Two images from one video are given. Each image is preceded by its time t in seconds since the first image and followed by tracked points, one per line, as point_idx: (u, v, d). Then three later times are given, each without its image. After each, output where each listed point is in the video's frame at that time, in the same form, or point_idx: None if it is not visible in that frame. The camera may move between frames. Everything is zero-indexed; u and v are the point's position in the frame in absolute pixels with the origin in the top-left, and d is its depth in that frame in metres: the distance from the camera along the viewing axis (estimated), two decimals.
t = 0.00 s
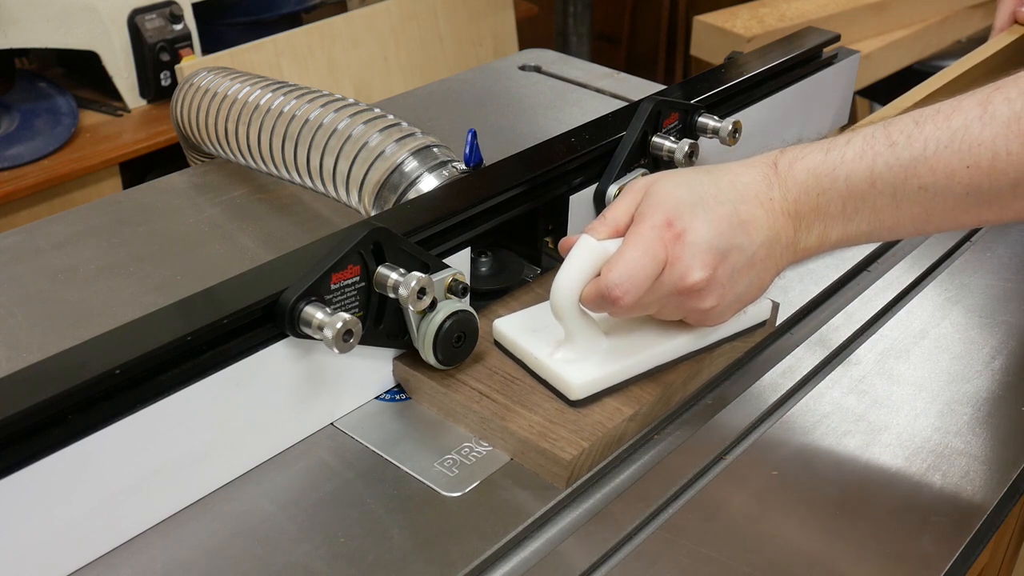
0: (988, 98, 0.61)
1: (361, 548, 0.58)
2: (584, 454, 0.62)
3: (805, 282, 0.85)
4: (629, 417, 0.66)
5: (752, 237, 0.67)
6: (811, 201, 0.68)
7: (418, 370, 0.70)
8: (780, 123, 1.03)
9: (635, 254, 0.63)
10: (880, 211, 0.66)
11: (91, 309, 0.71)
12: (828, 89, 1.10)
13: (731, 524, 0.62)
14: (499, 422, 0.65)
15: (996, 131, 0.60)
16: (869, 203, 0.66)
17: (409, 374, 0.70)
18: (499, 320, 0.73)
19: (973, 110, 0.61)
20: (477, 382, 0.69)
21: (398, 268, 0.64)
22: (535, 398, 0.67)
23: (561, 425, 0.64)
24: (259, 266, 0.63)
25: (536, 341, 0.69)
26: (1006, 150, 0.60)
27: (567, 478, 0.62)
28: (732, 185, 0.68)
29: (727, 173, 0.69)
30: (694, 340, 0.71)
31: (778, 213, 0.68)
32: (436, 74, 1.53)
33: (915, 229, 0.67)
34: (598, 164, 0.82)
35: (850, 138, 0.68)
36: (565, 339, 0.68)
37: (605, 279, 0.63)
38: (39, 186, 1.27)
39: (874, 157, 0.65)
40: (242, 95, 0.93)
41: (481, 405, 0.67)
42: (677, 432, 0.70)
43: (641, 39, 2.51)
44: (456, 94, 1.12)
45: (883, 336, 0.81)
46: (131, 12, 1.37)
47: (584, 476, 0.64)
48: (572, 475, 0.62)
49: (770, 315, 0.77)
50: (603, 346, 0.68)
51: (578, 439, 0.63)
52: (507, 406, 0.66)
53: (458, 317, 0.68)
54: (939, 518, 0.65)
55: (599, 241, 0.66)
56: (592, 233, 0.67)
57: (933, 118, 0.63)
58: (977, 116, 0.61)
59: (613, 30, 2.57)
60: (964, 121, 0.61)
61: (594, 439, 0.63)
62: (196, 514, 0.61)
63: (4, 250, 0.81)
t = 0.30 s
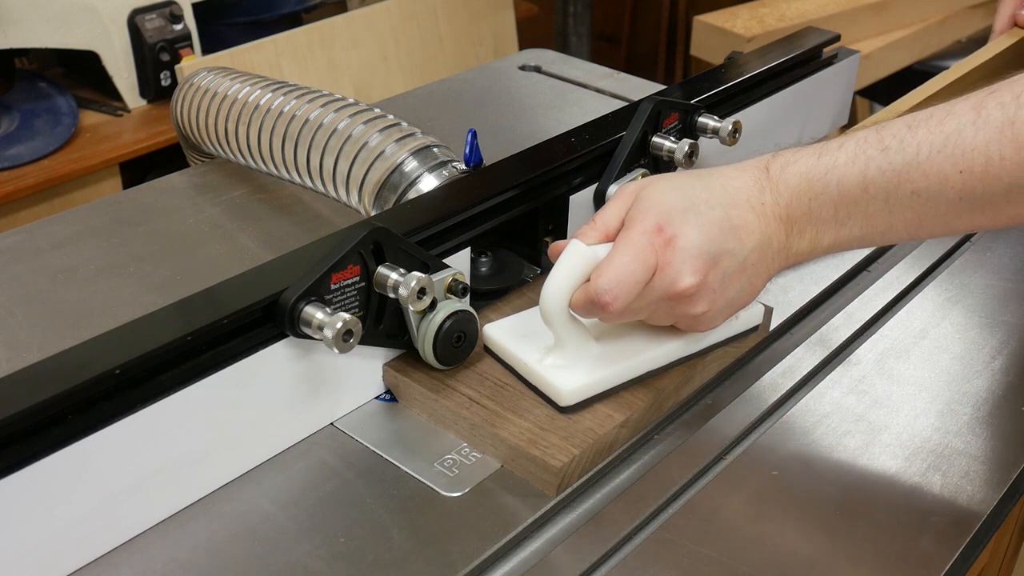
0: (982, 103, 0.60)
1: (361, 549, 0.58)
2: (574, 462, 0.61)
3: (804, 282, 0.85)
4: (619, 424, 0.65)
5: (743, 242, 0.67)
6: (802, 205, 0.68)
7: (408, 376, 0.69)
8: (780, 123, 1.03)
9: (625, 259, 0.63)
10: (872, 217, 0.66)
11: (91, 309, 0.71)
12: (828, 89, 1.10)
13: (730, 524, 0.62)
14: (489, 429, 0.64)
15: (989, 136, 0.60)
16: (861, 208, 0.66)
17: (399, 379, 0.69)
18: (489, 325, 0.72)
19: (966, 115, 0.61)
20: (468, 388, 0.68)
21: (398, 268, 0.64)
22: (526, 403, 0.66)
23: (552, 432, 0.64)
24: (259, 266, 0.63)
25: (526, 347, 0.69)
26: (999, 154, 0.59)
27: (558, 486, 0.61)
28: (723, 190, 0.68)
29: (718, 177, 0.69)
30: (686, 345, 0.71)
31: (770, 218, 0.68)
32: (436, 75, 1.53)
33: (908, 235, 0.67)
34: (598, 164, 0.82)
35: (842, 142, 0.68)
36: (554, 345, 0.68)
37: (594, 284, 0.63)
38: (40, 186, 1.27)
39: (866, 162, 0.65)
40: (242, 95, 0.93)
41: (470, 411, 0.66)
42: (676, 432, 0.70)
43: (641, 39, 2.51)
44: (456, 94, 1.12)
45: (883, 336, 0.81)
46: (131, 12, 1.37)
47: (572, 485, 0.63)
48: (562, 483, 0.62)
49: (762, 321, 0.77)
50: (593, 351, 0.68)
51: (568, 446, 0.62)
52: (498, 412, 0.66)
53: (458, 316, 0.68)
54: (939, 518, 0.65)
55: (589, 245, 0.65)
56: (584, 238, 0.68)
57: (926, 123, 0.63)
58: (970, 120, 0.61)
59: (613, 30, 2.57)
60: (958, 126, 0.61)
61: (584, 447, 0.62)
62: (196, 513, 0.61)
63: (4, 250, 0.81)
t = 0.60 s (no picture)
0: (977, 105, 0.61)
1: (361, 549, 0.58)
2: (568, 466, 0.61)
3: (804, 282, 0.85)
4: (615, 427, 0.65)
5: (737, 245, 0.67)
6: (797, 208, 0.68)
7: (402, 379, 0.69)
8: (780, 123, 1.03)
9: (619, 262, 0.63)
10: (867, 220, 0.66)
11: (91, 309, 0.71)
12: (828, 90, 1.10)
13: (730, 524, 0.62)
14: (483, 433, 0.64)
15: (985, 139, 0.60)
16: (856, 211, 0.66)
17: (393, 381, 0.69)
18: (484, 328, 0.72)
19: (962, 117, 0.61)
20: (463, 392, 0.68)
21: (398, 268, 0.64)
22: (521, 407, 0.66)
23: (547, 435, 0.64)
24: (259, 266, 0.63)
25: (520, 350, 0.68)
26: (995, 157, 0.60)
27: (552, 490, 0.61)
28: (717, 193, 0.68)
29: (712, 180, 0.69)
30: (681, 347, 0.71)
31: (765, 221, 0.68)
32: (436, 75, 1.53)
33: (903, 237, 0.67)
34: (598, 164, 0.82)
35: (837, 144, 0.68)
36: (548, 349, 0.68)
37: (588, 287, 0.62)
38: (40, 186, 1.27)
39: (860, 165, 0.65)
40: (242, 95, 0.93)
41: (465, 415, 0.65)
42: (675, 432, 0.70)
43: (641, 38, 2.51)
44: (456, 93, 1.12)
45: (883, 336, 0.81)
46: (131, 12, 1.37)
47: (568, 488, 0.63)
48: (557, 487, 0.61)
49: (758, 323, 0.77)
50: (587, 354, 0.68)
51: (563, 450, 0.62)
52: (492, 416, 0.65)
53: (457, 316, 0.68)
54: (939, 518, 0.65)
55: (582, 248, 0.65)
56: (578, 241, 0.67)
57: (921, 126, 0.63)
58: (966, 122, 0.61)
59: (613, 30, 2.57)
60: (953, 128, 0.61)
61: (579, 451, 0.62)
62: (196, 513, 0.61)
63: (4, 250, 0.81)
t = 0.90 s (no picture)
0: (977, 107, 0.61)
1: (361, 549, 0.58)
2: (567, 466, 0.61)
3: (804, 282, 0.85)
4: (615, 427, 0.65)
5: (737, 246, 0.67)
6: (797, 208, 0.68)
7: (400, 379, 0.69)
8: (780, 123, 1.03)
9: (618, 262, 0.63)
10: (867, 221, 0.66)
11: (91, 309, 0.71)
12: (828, 90, 1.10)
13: (730, 524, 0.62)
14: (482, 433, 0.64)
15: (985, 141, 0.60)
16: (856, 212, 0.66)
17: (392, 381, 0.69)
18: (484, 329, 0.72)
19: (962, 119, 0.61)
20: (463, 392, 0.68)
21: (398, 268, 0.64)
22: (521, 407, 0.66)
23: (546, 435, 0.64)
24: (259, 266, 0.63)
25: (520, 350, 0.68)
26: (995, 160, 0.60)
27: (552, 490, 0.61)
28: (717, 194, 0.68)
29: (713, 180, 0.69)
30: (680, 347, 0.71)
31: (764, 222, 0.68)
32: (436, 75, 1.53)
33: (902, 238, 0.67)
34: (598, 164, 0.82)
35: (836, 146, 0.68)
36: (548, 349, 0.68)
37: (587, 288, 0.62)
38: (40, 186, 1.27)
39: (861, 166, 0.65)
40: (242, 95, 0.93)
41: (464, 415, 0.65)
42: (675, 432, 0.70)
43: (641, 38, 2.51)
44: (456, 93, 1.12)
45: (883, 336, 0.81)
46: (131, 12, 1.37)
47: (568, 488, 0.63)
48: (556, 487, 0.61)
49: (757, 324, 0.77)
50: (587, 354, 0.67)
51: (562, 450, 0.62)
52: (492, 416, 0.65)
53: (457, 317, 0.68)
54: (939, 518, 0.65)
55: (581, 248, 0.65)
56: (577, 241, 0.67)
57: (921, 128, 0.63)
58: (966, 124, 0.61)
59: (613, 30, 2.57)
60: (953, 130, 0.61)
61: (578, 451, 0.62)
62: (196, 513, 0.61)
63: (4, 250, 0.81)
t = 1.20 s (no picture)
0: (982, 111, 0.60)
1: (361, 549, 0.58)
2: (568, 466, 0.61)
3: (804, 282, 0.85)
4: (616, 427, 0.65)
5: (743, 245, 0.67)
6: (800, 210, 0.68)
7: (400, 380, 0.69)
8: (780, 123, 1.03)
9: (626, 262, 0.63)
10: (868, 222, 0.67)
11: (91, 309, 0.71)
12: (828, 89, 1.10)
13: (732, 525, 0.62)
14: (482, 433, 0.64)
15: (988, 146, 0.60)
16: (859, 214, 0.67)
17: (392, 382, 0.69)
18: (483, 329, 0.72)
19: (966, 122, 0.61)
20: (463, 393, 0.68)
21: (399, 268, 0.64)
22: (521, 407, 0.66)
23: (547, 435, 0.64)
24: (259, 266, 0.63)
25: (520, 350, 0.68)
26: (998, 164, 0.59)
27: (553, 490, 0.61)
28: (724, 193, 0.68)
29: (719, 180, 0.69)
30: (684, 347, 0.71)
31: (768, 222, 0.68)
32: (436, 75, 1.53)
33: (902, 237, 0.67)
34: (598, 164, 0.82)
35: (841, 148, 0.68)
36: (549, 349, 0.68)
37: (594, 287, 0.63)
38: (39, 186, 1.27)
39: (864, 168, 0.65)
40: (242, 95, 0.93)
41: (464, 415, 0.65)
42: (675, 432, 0.70)
43: (641, 38, 2.51)
44: (456, 93, 1.12)
45: (883, 336, 0.81)
46: (131, 12, 1.37)
47: (569, 487, 0.63)
48: (557, 487, 0.61)
49: (757, 324, 0.77)
50: (589, 354, 0.68)
51: (563, 450, 0.62)
52: (492, 416, 0.65)
53: (458, 317, 0.68)
54: (939, 518, 0.65)
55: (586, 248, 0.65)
56: (579, 241, 0.68)
57: (926, 130, 0.63)
58: (971, 128, 0.60)
59: (613, 30, 2.57)
60: (957, 134, 0.61)
61: (579, 451, 0.62)
62: (196, 513, 0.61)
63: (4, 250, 0.81)
